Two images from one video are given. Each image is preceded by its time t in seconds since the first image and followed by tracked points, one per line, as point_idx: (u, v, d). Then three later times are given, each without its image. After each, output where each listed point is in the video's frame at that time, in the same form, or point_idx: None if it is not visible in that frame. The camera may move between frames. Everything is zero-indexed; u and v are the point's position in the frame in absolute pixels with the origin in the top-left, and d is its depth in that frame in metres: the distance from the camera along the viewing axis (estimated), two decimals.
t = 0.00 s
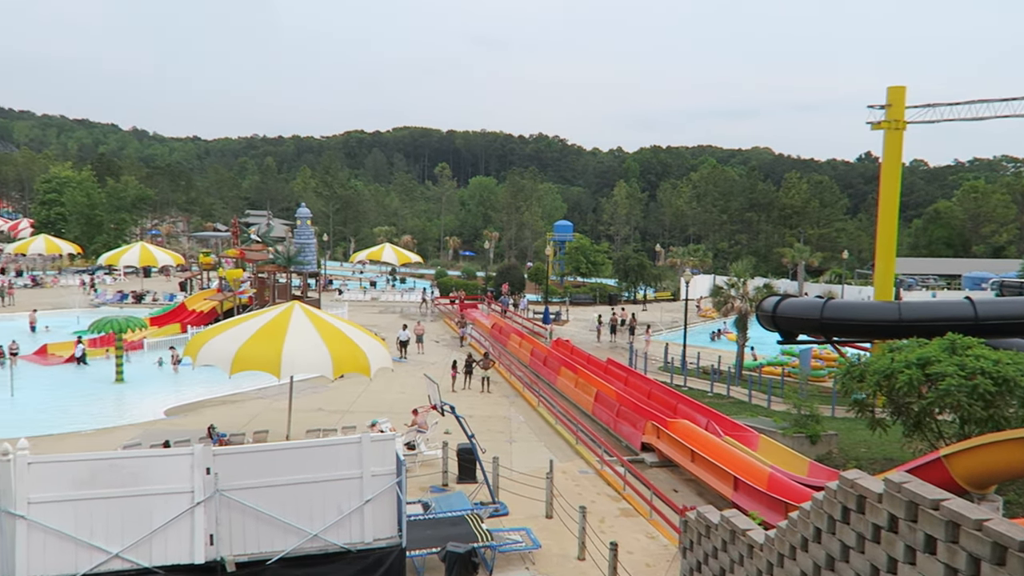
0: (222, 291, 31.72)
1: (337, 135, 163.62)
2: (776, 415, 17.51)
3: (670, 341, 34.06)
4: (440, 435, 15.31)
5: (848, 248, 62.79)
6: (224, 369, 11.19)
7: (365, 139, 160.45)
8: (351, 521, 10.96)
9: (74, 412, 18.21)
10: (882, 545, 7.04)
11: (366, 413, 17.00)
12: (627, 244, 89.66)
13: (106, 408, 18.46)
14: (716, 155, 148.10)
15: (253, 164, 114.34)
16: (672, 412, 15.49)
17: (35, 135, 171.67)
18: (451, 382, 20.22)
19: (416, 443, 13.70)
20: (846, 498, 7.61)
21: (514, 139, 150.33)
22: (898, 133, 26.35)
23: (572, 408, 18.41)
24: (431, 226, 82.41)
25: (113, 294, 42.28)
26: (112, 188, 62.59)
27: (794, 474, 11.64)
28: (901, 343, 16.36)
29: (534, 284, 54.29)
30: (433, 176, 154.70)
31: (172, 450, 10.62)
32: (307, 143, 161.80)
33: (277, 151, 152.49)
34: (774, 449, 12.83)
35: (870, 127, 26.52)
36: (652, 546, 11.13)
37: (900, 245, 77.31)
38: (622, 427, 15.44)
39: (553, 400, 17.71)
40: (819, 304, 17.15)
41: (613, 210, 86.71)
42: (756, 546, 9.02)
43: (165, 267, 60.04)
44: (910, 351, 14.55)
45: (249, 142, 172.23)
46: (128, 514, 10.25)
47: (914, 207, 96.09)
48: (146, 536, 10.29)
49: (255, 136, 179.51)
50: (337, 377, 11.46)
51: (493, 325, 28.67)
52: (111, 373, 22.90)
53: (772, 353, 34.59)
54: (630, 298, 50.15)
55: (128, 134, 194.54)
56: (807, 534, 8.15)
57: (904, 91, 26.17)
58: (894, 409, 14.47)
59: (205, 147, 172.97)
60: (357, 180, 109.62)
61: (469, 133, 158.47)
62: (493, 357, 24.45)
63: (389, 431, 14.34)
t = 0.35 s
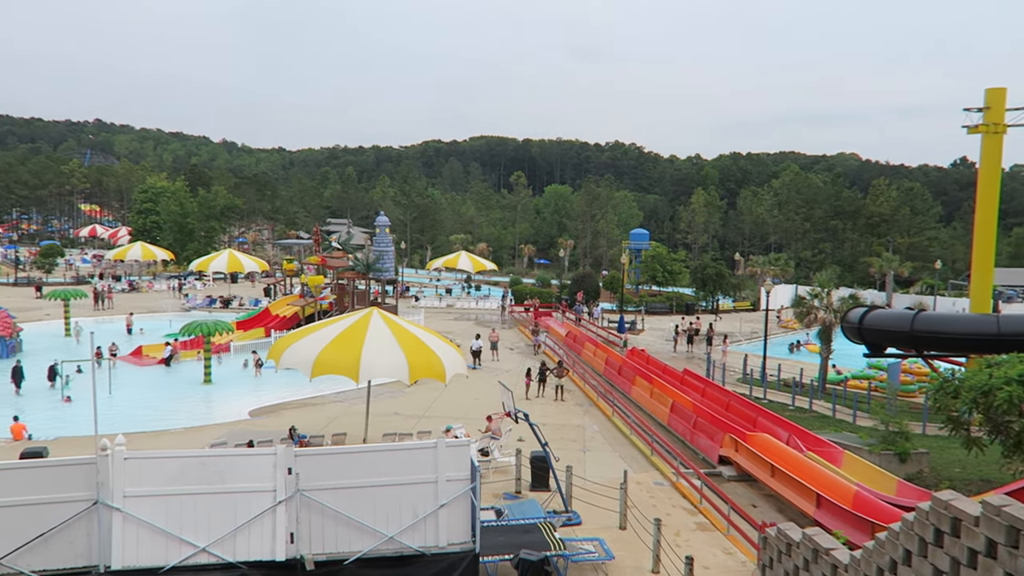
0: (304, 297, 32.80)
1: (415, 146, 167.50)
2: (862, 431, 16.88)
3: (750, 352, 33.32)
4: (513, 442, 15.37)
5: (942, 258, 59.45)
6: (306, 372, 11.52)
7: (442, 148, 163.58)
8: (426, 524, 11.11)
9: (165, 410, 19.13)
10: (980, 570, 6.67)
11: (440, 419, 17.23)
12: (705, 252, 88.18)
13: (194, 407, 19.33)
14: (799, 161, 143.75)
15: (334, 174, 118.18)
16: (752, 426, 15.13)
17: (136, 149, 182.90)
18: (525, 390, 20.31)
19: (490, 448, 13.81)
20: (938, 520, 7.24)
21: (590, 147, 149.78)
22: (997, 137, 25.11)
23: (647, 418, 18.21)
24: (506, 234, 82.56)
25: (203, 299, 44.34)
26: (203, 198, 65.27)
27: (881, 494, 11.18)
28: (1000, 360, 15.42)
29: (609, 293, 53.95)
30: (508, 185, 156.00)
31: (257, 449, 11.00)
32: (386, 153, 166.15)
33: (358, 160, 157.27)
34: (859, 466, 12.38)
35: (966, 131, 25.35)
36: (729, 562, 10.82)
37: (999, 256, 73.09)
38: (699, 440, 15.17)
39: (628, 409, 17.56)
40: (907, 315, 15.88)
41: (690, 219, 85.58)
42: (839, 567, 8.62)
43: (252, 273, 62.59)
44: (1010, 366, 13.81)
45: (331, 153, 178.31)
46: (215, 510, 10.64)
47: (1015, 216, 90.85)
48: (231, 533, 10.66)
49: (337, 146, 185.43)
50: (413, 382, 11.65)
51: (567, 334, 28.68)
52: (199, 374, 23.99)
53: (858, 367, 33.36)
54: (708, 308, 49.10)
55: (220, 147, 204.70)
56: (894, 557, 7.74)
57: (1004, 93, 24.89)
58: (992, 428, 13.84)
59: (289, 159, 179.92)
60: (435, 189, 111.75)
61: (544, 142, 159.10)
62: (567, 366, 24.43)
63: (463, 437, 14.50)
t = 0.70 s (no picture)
0: (364, 299, 33.37)
1: (474, 151, 169.31)
2: (932, 447, 16.33)
3: (813, 363, 32.61)
4: (569, 448, 15.36)
5: None
6: (364, 374, 11.69)
7: (502, 153, 164.94)
8: (480, 528, 11.17)
9: (229, 408, 19.71)
10: None
11: (496, 422, 17.32)
12: (767, 259, 86.53)
13: (257, 406, 19.87)
14: (866, 167, 139.64)
15: (395, 179, 120.28)
16: (814, 438, 14.79)
17: (206, 155, 189.98)
18: (581, 396, 20.30)
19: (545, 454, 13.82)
20: (1013, 541, 6.89)
21: (650, 152, 148.19)
22: None
23: (705, 428, 17.96)
24: (563, 239, 80.90)
25: (267, 300, 45.55)
26: (268, 202, 66.66)
27: (951, 513, 10.77)
28: None
29: (667, 299, 53.38)
30: (567, 190, 155.90)
31: (316, 449, 11.20)
32: (445, 158, 168.11)
33: (417, 166, 159.66)
34: (928, 483, 11.97)
35: None
36: None
37: None
38: (758, 451, 14.90)
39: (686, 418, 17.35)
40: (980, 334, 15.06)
41: (752, 225, 84.14)
42: None
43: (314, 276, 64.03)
44: None
45: (392, 157, 181.72)
46: (275, 507, 10.86)
47: None
48: (291, 529, 10.88)
49: (397, 152, 188.90)
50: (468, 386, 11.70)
51: (624, 340, 28.53)
52: (262, 374, 24.67)
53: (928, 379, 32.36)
54: (768, 316, 47.99)
55: (285, 154, 210.79)
56: None
57: None
58: None
59: (351, 163, 184.08)
60: (494, 194, 112.71)
61: (604, 147, 158.52)
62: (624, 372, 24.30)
63: (518, 441, 14.57)
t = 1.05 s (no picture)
0: (413, 301, 33.73)
1: (524, 156, 170.05)
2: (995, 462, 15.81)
3: (869, 372, 31.87)
4: (617, 454, 15.35)
5: None
6: (413, 376, 11.80)
7: (551, 157, 165.43)
8: (528, 531, 11.19)
9: (282, 406, 20.14)
10: None
11: (543, 427, 17.37)
12: (822, 265, 84.70)
13: (308, 405, 20.26)
14: (927, 171, 135.38)
15: (445, 183, 121.46)
16: (869, 449, 14.49)
17: (262, 159, 194.90)
18: (629, 401, 20.25)
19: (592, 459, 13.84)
20: None
21: (701, 155, 146.08)
22: None
23: (756, 437, 17.72)
24: (613, 244, 80.61)
25: (319, 300, 46.41)
26: (321, 204, 67.68)
27: (1014, 530, 10.41)
28: None
29: (718, 305, 52.71)
30: (617, 195, 155.29)
31: (366, 449, 11.35)
32: (495, 162, 169.14)
33: (467, 170, 161.06)
34: (990, 499, 11.60)
35: None
36: None
37: None
38: (811, 461, 14.66)
39: (736, 425, 17.17)
40: None
41: (807, 230, 82.49)
42: None
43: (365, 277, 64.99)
44: None
45: (443, 161, 183.53)
46: (325, 505, 11.05)
47: None
48: (341, 528, 11.05)
49: (448, 156, 190.71)
50: (516, 390, 11.71)
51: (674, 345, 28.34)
52: (314, 373, 25.16)
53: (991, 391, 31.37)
54: (822, 323, 46.94)
55: (338, 157, 214.84)
56: None
57: None
58: None
59: (402, 167, 186.48)
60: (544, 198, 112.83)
61: (655, 150, 156.91)
62: (673, 379, 24.14)
63: (566, 446, 14.61)
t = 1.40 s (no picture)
0: (464, 305, 33.97)
1: (575, 160, 170.17)
2: None
3: (931, 382, 30.90)
4: (666, 461, 15.21)
5: None
6: (463, 380, 11.88)
7: (603, 161, 165.09)
8: (577, 536, 11.16)
9: (335, 407, 20.51)
10: None
11: (592, 432, 17.32)
12: (881, 272, 82.32)
13: (361, 406, 20.60)
14: (995, 175, 130.15)
15: (496, 187, 122.09)
16: (931, 462, 14.07)
17: (317, 164, 199.03)
18: (680, 408, 20.07)
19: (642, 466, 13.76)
20: None
21: (756, 159, 143.27)
22: None
23: (812, 446, 17.36)
24: (665, 248, 79.89)
25: (372, 303, 47.11)
26: (374, 208, 68.58)
27: None
28: None
29: (773, 312, 51.75)
30: (670, 200, 153.78)
31: (417, 449, 11.46)
32: (545, 166, 169.53)
33: (518, 174, 161.86)
34: None
35: None
36: None
37: None
38: (869, 473, 14.30)
39: (790, 435, 16.86)
40: None
41: (865, 236, 80.18)
42: None
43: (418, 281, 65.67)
44: None
45: (493, 165, 184.62)
46: (377, 505, 11.19)
47: None
48: (391, 528, 11.17)
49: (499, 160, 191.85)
50: (565, 394, 11.69)
51: (726, 352, 27.95)
52: (366, 375, 25.57)
53: None
54: (881, 331, 45.78)
55: (390, 162, 217.99)
56: None
57: None
58: None
59: (454, 172, 188.27)
60: (594, 202, 112.49)
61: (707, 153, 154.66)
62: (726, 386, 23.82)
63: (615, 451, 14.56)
